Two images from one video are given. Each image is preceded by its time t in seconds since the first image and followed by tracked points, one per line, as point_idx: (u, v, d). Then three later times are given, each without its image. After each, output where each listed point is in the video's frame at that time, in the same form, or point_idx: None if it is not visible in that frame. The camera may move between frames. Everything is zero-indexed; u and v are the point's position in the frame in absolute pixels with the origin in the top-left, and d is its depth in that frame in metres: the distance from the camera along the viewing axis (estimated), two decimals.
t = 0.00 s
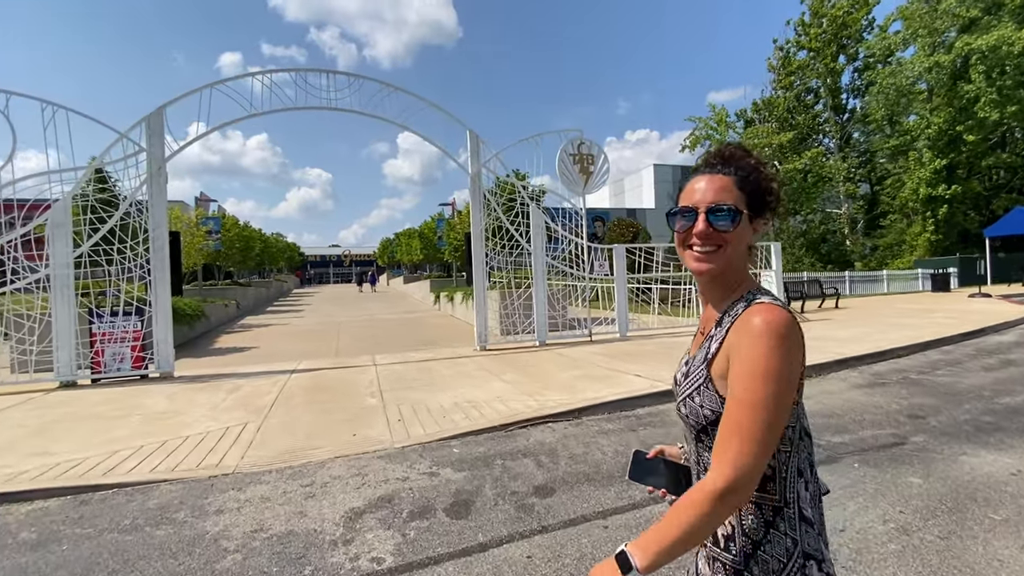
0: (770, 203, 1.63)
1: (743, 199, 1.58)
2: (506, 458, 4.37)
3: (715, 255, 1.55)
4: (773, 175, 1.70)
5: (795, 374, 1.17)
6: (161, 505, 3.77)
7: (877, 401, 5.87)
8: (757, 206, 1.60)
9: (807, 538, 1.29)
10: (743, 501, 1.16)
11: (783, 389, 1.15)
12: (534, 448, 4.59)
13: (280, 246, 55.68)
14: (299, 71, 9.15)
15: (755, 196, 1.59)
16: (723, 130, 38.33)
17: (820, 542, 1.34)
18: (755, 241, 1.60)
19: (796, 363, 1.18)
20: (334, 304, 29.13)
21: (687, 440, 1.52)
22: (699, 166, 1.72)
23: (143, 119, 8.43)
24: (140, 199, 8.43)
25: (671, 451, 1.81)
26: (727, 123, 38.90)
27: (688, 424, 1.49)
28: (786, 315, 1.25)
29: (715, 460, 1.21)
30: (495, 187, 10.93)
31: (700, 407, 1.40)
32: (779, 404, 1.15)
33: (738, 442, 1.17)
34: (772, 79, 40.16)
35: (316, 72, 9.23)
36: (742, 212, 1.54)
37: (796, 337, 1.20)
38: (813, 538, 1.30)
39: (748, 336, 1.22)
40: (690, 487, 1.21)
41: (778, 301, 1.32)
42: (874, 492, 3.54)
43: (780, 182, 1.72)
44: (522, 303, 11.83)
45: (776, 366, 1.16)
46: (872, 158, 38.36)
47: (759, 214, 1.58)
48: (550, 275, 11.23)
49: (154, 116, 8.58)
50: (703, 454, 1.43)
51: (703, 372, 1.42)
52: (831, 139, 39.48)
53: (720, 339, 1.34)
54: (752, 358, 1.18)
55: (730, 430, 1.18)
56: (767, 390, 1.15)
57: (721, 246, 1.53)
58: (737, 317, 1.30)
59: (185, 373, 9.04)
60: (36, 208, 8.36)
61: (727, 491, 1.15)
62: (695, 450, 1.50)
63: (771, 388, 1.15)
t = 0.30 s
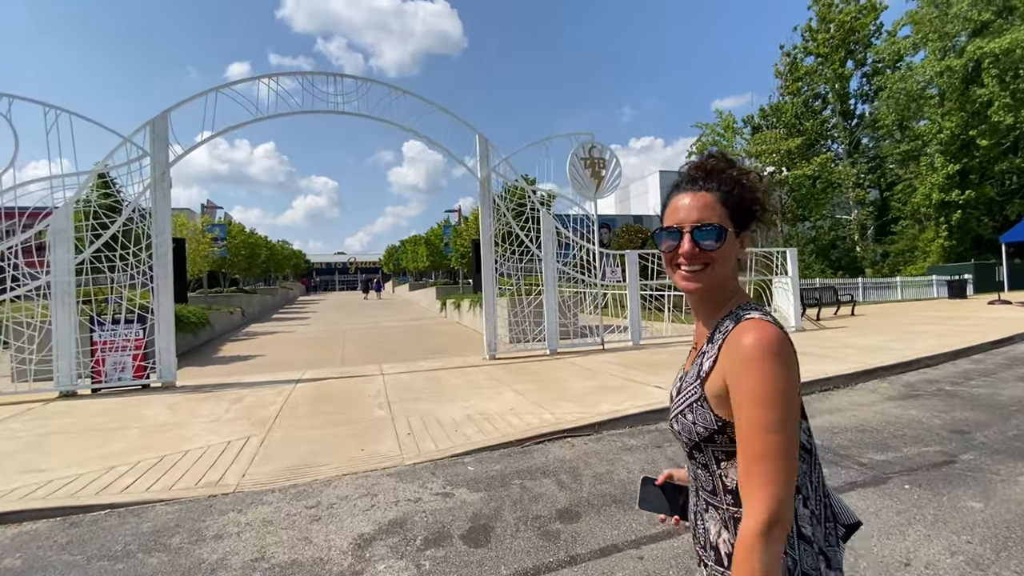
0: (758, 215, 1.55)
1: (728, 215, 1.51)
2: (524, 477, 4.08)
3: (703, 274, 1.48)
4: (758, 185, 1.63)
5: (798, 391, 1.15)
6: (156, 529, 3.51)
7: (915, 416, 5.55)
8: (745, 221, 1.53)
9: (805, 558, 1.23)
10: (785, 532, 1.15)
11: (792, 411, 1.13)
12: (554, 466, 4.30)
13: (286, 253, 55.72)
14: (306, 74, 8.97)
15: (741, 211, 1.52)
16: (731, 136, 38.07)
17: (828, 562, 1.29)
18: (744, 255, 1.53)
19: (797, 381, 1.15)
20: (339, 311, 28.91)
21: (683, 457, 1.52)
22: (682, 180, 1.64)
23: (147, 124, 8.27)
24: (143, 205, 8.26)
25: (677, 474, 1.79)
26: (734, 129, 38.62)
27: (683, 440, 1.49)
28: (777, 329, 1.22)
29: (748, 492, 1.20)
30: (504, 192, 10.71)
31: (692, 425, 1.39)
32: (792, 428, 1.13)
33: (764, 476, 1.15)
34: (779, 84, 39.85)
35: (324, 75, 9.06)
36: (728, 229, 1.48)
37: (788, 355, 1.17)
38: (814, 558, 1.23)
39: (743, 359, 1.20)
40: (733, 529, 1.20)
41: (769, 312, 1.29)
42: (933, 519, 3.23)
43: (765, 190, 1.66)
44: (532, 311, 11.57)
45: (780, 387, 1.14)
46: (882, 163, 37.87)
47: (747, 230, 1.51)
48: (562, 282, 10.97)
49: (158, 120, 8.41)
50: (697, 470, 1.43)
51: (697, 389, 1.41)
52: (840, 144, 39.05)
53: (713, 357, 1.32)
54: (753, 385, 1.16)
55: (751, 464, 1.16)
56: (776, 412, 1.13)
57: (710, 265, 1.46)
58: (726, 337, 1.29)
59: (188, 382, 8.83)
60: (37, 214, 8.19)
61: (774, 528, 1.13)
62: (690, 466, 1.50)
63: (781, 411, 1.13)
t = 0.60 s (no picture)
0: (773, 210, 1.44)
1: (736, 211, 1.42)
2: (550, 501, 3.78)
3: (706, 275, 1.43)
4: (780, 181, 1.51)
5: (823, 375, 1.06)
6: (154, 558, 3.22)
7: (960, 433, 5.22)
8: (760, 217, 1.42)
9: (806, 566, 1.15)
10: (857, 526, 1.05)
11: (822, 395, 1.04)
12: (581, 488, 4.00)
13: (291, 262, 55.72)
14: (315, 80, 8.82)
15: (751, 206, 1.42)
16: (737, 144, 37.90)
17: None
18: (760, 251, 1.43)
19: (814, 363, 1.07)
20: (345, 321, 28.68)
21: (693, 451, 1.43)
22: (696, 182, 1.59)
23: (154, 130, 8.11)
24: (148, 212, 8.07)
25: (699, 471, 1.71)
26: (741, 137, 38.46)
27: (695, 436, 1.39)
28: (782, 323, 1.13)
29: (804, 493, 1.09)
30: (516, 199, 10.49)
31: (702, 425, 1.30)
32: (828, 414, 1.04)
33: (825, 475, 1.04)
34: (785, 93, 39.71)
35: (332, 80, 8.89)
36: (733, 227, 1.39)
37: (798, 343, 1.09)
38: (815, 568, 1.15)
39: (755, 361, 1.11)
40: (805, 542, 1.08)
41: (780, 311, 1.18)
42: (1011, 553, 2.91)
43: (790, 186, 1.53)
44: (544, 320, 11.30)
45: (803, 379, 1.05)
46: (891, 171, 37.51)
47: (760, 226, 1.40)
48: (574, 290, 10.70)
49: (164, 127, 8.25)
50: (708, 468, 1.34)
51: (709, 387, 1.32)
52: (847, 153, 38.77)
53: (724, 360, 1.23)
54: (779, 381, 1.06)
55: (800, 468, 1.05)
56: (805, 407, 1.04)
57: (713, 265, 1.40)
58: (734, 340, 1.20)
59: (191, 394, 8.58)
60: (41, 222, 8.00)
61: (848, 524, 1.03)
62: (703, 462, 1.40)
63: (814, 402, 1.04)
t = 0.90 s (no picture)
0: (762, 233, 1.40)
1: (721, 238, 1.40)
2: (575, 529, 3.47)
3: (692, 297, 1.45)
4: (779, 203, 1.45)
5: (784, 413, 1.10)
6: None
7: (1007, 453, 4.89)
8: (751, 240, 1.40)
9: None
10: (787, 570, 1.07)
11: (779, 434, 1.08)
12: (608, 515, 3.68)
13: (294, 273, 55.62)
14: (321, 86, 8.66)
15: (737, 231, 1.39)
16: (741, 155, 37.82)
17: None
18: (753, 276, 1.39)
19: (782, 402, 1.11)
20: (348, 333, 28.35)
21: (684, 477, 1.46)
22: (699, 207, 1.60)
23: (156, 137, 7.91)
24: (148, 221, 7.85)
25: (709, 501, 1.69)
26: (744, 148, 38.40)
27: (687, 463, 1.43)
28: (763, 355, 1.17)
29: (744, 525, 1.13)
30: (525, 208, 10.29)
31: (684, 447, 1.36)
32: (780, 454, 1.08)
33: (763, 509, 1.08)
34: (788, 104, 39.67)
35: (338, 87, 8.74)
36: (714, 253, 1.39)
37: (778, 381, 1.13)
38: None
39: (725, 386, 1.17)
40: (734, 568, 1.13)
41: (766, 339, 1.21)
42: None
43: (795, 206, 1.46)
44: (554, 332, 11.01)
45: (762, 413, 1.10)
46: (896, 182, 37.25)
47: (750, 249, 1.38)
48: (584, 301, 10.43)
49: (167, 134, 8.06)
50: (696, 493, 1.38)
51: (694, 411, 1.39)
52: (851, 164, 38.58)
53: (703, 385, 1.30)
54: (737, 410, 1.12)
55: (744, 496, 1.11)
56: (759, 442, 1.09)
57: (696, 289, 1.42)
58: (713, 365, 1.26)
59: (190, 409, 8.31)
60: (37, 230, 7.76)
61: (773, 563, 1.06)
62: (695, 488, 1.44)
63: (769, 437, 1.09)
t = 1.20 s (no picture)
0: (739, 230, 1.38)
1: (695, 242, 1.44)
2: (598, 568, 3.12)
3: (677, 299, 1.50)
4: (762, 198, 1.42)
5: (730, 413, 1.14)
6: None
7: None
8: (726, 242, 1.40)
9: None
10: (706, 563, 1.10)
11: (718, 432, 1.12)
12: (634, 550, 3.34)
13: (293, 286, 55.22)
14: (322, 94, 8.45)
15: (709, 234, 1.41)
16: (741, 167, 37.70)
17: None
18: (732, 276, 1.40)
19: (731, 404, 1.14)
20: (347, 346, 27.90)
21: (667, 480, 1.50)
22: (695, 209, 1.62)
23: (150, 144, 7.65)
24: (141, 231, 7.57)
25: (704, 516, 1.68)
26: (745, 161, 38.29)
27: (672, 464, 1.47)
28: (726, 356, 1.21)
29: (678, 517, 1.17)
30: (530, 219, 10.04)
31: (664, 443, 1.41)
32: (720, 453, 1.12)
33: (691, 503, 1.11)
34: (789, 118, 39.64)
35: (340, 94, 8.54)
36: (688, 257, 1.44)
37: (735, 379, 1.17)
38: None
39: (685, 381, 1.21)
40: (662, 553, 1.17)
41: (735, 342, 1.26)
42: None
43: (781, 201, 1.41)
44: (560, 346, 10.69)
45: (709, 409, 1.14)
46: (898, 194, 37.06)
47: (721, 249, 1.39)
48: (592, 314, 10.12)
49: (162, 141, 7.81)
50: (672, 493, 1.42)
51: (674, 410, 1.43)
52: (852, 176, 38.45)
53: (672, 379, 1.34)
54: (687, 404, 1.16)
55: (679, 488, 1.14)
56: (698, 435, 1.13)
57: (676, 292, 1.48)
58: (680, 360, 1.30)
59: (181, 427, 7.95)
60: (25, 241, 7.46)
61: (685, 552, 1.10)
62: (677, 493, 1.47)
63: (709, 435, 1.12)
